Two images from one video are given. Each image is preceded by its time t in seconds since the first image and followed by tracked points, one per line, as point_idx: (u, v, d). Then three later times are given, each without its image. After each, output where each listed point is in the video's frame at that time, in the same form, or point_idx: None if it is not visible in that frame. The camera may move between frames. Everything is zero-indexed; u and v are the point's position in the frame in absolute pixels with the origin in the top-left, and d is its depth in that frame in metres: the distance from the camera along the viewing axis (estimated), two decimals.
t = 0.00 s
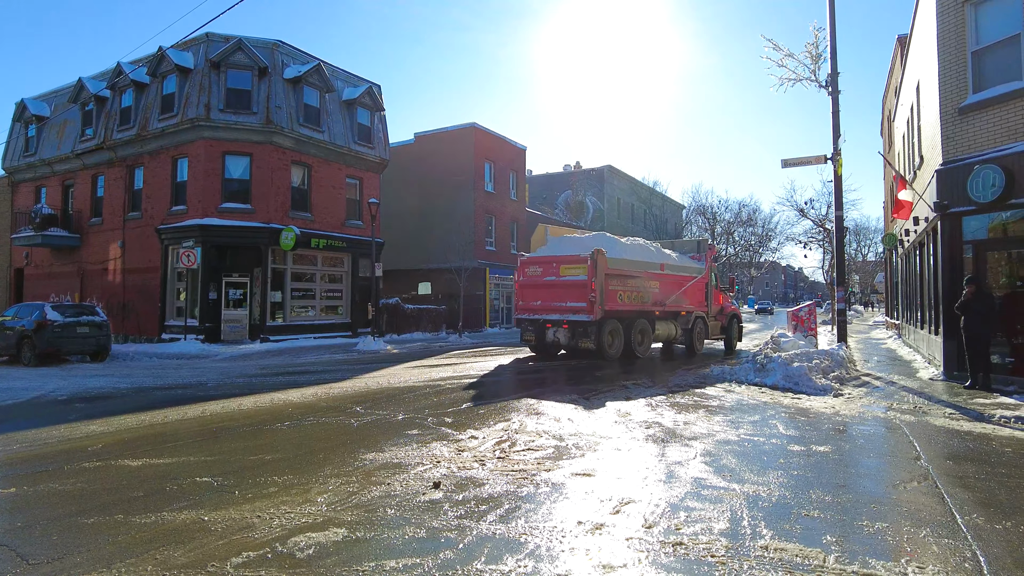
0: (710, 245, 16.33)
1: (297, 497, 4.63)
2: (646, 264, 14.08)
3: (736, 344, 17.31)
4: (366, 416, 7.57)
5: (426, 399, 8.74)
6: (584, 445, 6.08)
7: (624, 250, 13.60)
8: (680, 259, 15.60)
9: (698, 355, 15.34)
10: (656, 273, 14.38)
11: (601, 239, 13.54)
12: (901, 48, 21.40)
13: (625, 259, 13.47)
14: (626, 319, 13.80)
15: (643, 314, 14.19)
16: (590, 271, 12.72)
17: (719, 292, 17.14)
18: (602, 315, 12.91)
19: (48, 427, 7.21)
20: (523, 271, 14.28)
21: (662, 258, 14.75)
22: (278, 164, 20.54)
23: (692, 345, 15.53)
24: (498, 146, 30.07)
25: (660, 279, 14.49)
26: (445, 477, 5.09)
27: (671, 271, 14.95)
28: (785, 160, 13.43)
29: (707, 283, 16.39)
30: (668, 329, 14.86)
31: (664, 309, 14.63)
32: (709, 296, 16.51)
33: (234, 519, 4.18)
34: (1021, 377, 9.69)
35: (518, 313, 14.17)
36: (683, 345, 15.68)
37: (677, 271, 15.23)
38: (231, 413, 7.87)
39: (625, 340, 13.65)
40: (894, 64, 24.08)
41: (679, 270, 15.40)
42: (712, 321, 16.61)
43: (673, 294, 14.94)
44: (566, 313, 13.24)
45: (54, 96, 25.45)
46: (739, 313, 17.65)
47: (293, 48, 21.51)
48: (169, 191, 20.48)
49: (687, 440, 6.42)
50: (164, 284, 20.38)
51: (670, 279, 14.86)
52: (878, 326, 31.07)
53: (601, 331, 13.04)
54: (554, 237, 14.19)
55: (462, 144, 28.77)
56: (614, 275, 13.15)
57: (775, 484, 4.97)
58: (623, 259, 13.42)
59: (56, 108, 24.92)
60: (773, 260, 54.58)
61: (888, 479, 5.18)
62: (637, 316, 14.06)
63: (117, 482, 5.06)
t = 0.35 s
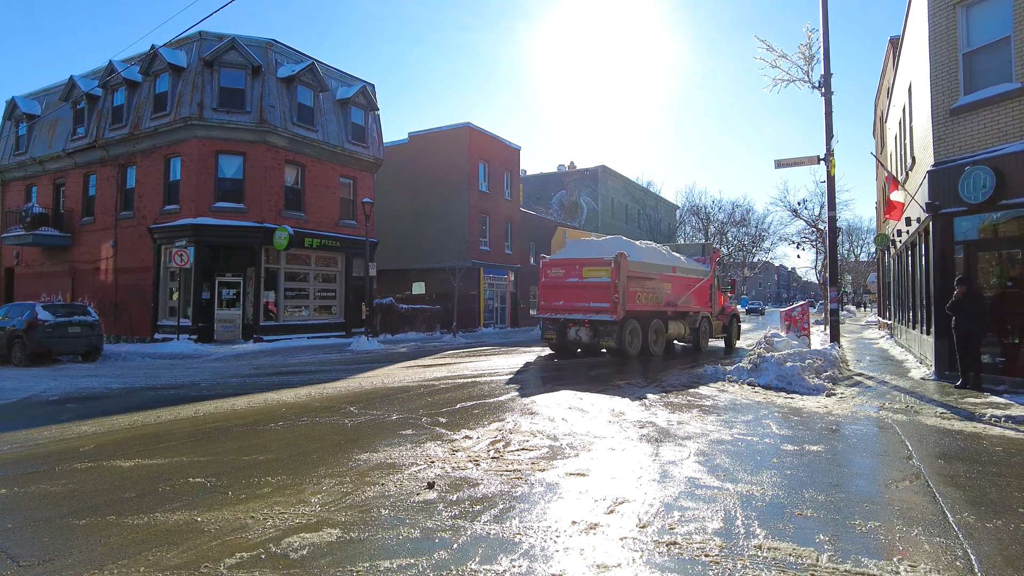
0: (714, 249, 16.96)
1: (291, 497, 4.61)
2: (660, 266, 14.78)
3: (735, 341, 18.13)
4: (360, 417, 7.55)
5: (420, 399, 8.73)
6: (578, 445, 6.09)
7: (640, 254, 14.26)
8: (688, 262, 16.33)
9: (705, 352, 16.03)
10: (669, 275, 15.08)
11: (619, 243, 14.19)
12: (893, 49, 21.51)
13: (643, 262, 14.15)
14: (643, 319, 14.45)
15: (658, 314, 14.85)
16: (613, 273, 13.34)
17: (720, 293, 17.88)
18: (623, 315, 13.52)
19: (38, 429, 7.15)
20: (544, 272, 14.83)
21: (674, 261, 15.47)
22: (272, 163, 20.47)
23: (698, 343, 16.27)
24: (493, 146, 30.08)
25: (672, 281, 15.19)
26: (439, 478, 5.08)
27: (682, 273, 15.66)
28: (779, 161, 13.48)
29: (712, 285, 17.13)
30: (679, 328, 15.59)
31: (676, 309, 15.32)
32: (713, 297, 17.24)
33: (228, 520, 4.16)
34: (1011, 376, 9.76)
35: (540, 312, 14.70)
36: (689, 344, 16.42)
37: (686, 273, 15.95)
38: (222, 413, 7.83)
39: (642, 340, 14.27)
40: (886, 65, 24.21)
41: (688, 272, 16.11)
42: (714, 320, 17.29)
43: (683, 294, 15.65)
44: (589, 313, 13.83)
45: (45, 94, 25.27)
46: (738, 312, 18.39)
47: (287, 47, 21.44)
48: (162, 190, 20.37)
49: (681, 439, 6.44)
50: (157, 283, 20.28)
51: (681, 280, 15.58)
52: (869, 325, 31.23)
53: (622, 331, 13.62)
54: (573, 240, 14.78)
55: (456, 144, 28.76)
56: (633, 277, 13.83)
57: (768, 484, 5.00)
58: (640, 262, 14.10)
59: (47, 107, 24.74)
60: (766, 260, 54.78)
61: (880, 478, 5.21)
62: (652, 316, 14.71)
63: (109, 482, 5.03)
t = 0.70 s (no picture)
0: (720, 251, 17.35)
1: (289, 497, 4.61)
2: (677, 269, 15.30)
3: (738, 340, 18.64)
4: (356, 417, 7.53)
5: (417, 399, 8.72)
6: (576, 445, 6.10)
7: (660, 257, 14.77)
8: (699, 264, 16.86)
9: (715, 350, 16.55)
10: (685, 278, 15.61)
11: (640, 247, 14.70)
12: (890, 49, 21.53)
13: (662, 265, 14.66)
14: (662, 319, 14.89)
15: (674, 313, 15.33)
16: (637, 276, 13.84)
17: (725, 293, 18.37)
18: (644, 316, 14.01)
19: (32, 429, 7.12)
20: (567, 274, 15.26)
21: (689, 264, 15.98)
22: (269, 163, 20.43)
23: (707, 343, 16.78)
24: (490, 145, 30.10)
25: (685, 282, 15.67)
26: (438, 477, 5.09)
27: (696, 276, 16.21)
28: (775, 162, 13.51)
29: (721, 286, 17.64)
30: (692, 328, 16.08)
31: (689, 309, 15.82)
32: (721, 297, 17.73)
33: (226, 520, 4.16)
34: (1007, 376, 9.79)
35: (563, 311, 15.19)
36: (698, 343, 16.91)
37: (699, 275, 16.47)
38: (219, 413, 7.82)
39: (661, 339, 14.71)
40: (882, 66, 24.28)
41: (700, 274, 16.62)
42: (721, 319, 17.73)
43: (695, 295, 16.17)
44: (612, 313, 14.32)
45: (41, 93, 25.18)
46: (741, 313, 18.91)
47: (284, 47, 21.41)
48: (159, 189, 20.32)
49: (678, 439, 6.46)
50: (154, 283, 20.23)
51: (694, 283, 16.11)
52: (866, 325, 31.32)
53: (644, 331, 14.08)
54: (594, 243, 15.26)
55: (453, 143, 28.76)
56: (654, 280, 14.33)
57: (765, 484, 5.01)
58: (660, 265, 14.60)
59: (43, 106, 24.66)
60: (763, 260, 54.84)
61: (876, 477, 5.23)
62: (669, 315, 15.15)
63: (104, 482, 5.02)
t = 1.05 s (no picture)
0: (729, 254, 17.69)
1: (291, 497, 4.61)
2: (695, 272, 15.60)
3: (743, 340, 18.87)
4: (357, 417, 7.53)
5: (419, 399, 8.73)
6: (578, 445, 6.11)
7: (680, 261, 15.07)
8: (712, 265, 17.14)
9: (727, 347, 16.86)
10: (702, 279, 15.91)
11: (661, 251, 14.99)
12: (891, 50, 21.53)
13: (683, 268, 14.97)
14: (681, 319, 15.15)
15: (691, 313, 15.59)
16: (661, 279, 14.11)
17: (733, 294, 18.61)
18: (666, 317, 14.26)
19: (35, 429, 7.13)
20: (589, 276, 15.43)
21: (705, 266, 16.30)
22: (270, 163, 20.43)
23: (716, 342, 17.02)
24: (491, 146, 30.11)
25: (701, 284, 15.93)
26: (440, 477, 5.10)
27: (711, 278, 16.51)
28: (776, 162, 13.52)
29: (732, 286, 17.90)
30: (707, 327, 16.38)
31: (704, 310, 16.08)
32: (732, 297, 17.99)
33: (229, 520, 4.17)
34: (1009, 376, 9.80)
35: (586, 311, 15.38)
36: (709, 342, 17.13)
37: (714, 276, 16.76)
38: (221, 413, 7.83)
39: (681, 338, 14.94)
40: (883, 66, 24.29)
41: (714, 275, 16.89)
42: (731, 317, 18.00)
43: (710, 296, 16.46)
44: (635, 314, 14.57)
45: (42, 93, 25.18)
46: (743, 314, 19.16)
47: (285, 47, 21.42)
48: (160, 189, 20.33)
49: (680, 439, 6.46)
50: (155, 283, 20.24)
51: (710, 284, 16.40)
52: (867, 325, 31.36)
53: (667, 330, 14.33)
54: (614, 247, 15.52)
55: (454, 143, 28.77)
56: (675, 282, 14.61)
57: (767, 484, 5.02)
58: (680, 267, 14.91)
59: (45, 106, 24.67)
60: (763, 260, 54.82)
61: (878, 478, 5.24)
62: (687, 315, 15.40)
63: (108, 482, 5.03)
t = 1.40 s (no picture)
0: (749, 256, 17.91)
1: (307, 497, 4.64)
2: (723, 273, 15.78)
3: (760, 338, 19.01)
4: (372, 417, 7.56)
5: (432, 399, 8.74)
6: (591, 445, 6.10)
7: (708, 263, 15.22)
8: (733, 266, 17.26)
9: (749, 346, 17.02)
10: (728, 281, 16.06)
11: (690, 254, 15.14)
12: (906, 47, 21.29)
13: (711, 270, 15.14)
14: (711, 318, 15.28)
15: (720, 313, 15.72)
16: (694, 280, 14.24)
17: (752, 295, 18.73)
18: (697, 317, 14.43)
19: (54, 428, 7.22)
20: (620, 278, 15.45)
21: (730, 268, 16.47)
22: (282, 164, 20.58)
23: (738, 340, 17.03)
24: (503, 146, 30.13)
25: (727, 284, 16.00)
26: (453, 477, 5.11)
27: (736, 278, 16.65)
28: (790, 161, 13.41)
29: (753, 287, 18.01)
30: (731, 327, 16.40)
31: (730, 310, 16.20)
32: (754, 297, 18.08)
33: (245, 518, 4.21)
34: None
35: (617, 311, 15.43)
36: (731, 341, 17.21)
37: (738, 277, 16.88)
38: (237, 412, 7.89)
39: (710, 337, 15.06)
40: (899, 63, 24.04)
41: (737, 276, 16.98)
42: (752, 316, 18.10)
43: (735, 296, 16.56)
44: (668, 315, 14.67)
45: (59, 96, 25.50)
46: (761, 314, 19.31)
47: (298, 48, 21.56)
48: (174, 190, 20.54)
49: (693, 440, 6.43)
50: (170, 283, 20.46)
51: (736, 284, 16.54)
52: (882, 325, 31.10)
53: (698, 329, 14.49)
54: (643, 249, 15.62)
55: (466, 143, 28.82)
56: (705, 284, 14.76)
57: (781, 485, 4.99)
58: (709, 268, 15.10)
59: (62, 109, 24.98)
60: (776, 260, 54.43)
61: (894, 479, 5.19)
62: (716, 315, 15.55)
63: (127, 480, 5.10)
